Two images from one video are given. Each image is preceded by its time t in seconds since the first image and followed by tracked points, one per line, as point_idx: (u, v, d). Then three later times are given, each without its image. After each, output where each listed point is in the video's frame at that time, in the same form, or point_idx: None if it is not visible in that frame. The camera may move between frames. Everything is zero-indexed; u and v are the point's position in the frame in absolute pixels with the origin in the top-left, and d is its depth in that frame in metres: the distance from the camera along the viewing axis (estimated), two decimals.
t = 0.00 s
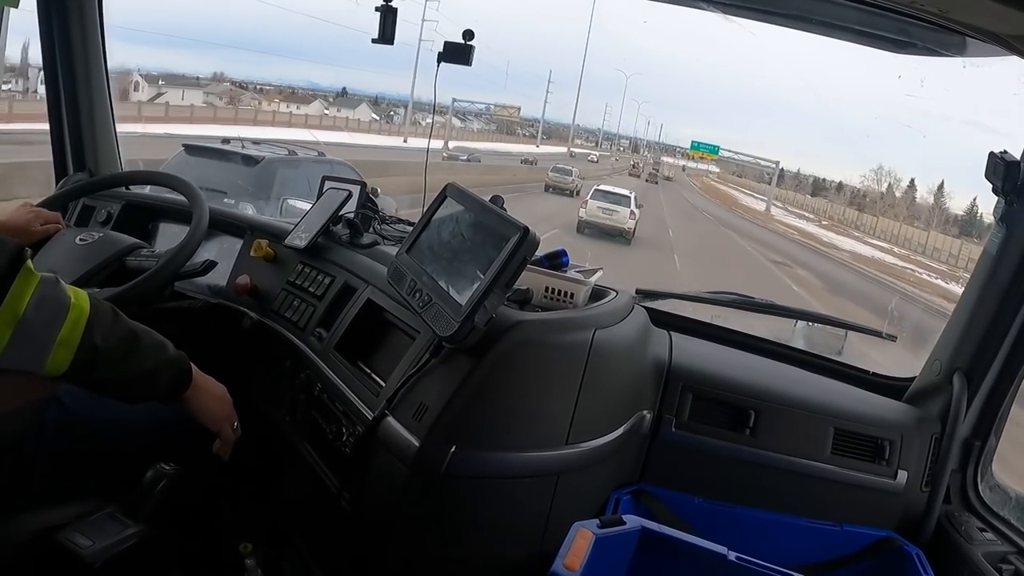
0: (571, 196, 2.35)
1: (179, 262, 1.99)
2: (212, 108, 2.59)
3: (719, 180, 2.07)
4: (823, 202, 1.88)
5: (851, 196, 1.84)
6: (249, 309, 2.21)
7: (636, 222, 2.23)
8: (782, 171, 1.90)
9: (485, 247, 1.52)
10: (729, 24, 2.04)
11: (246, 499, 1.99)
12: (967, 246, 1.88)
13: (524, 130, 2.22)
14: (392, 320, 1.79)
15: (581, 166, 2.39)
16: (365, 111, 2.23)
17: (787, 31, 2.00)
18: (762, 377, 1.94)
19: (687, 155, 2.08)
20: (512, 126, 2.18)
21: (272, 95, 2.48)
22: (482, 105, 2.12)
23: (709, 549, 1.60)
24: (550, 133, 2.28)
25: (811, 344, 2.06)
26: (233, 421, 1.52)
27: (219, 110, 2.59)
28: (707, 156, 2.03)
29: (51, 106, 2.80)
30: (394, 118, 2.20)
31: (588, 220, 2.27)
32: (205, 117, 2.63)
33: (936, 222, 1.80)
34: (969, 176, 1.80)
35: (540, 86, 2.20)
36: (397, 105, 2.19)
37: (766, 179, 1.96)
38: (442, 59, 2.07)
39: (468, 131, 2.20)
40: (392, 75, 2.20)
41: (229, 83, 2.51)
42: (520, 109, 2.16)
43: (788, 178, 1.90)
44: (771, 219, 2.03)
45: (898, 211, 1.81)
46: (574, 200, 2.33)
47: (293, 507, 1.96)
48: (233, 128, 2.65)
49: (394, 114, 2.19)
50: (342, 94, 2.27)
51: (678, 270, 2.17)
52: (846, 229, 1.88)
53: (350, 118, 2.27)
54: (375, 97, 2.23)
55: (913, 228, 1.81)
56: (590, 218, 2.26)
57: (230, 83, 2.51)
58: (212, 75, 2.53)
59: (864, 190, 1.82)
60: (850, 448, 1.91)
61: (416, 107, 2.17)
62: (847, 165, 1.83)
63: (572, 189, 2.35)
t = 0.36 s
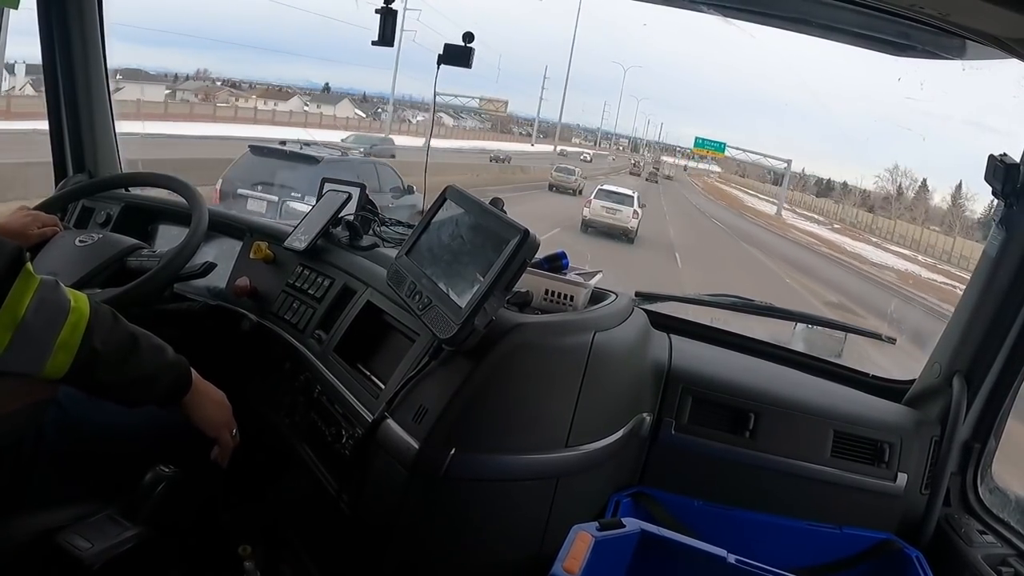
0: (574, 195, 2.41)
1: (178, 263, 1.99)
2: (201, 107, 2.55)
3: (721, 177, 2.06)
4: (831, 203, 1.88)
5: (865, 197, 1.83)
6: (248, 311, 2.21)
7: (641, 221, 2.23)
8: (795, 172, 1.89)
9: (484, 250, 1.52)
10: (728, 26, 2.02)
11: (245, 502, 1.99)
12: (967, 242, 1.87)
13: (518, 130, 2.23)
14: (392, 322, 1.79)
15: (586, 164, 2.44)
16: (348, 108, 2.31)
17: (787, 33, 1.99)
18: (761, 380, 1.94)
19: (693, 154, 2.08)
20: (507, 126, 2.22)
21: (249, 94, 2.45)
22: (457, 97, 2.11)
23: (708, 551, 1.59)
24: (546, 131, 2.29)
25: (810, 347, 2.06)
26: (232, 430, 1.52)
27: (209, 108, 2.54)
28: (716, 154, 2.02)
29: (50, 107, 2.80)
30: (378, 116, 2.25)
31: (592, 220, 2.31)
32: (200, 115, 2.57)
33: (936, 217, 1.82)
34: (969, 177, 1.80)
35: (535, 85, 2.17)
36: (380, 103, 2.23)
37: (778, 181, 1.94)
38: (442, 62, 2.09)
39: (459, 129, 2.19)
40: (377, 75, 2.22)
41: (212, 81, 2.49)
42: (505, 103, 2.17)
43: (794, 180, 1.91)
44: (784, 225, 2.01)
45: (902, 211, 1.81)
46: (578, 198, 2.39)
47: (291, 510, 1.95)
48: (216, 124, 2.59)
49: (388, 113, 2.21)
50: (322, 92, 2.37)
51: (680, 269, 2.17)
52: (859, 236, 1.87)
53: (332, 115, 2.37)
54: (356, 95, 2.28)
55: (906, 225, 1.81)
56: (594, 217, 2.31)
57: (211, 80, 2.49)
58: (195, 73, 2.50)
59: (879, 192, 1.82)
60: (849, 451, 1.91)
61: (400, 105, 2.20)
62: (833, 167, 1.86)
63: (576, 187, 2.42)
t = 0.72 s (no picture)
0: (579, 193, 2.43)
1: (178, 262, 1.99)
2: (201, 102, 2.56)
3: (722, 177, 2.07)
4: (846, 205, 1.87)
5: (877, 199, 1.83)
6: (248, 310, 2.21)
7: (643, 221, 2.22)
8: (811, 172, 1.88)
9: (484, 248, 1.52)
10: (728, 25, 2.04)
11: (245, 501, 2.00)
12: (966, 242, 1.87)
13: (511, 128, 2.22)
14: (392, 320, 1.79)
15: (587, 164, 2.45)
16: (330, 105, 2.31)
17: (786, 33, 1.99)
18: (760, 379, 1.94)
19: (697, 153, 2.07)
20: (502, 123, 2.20)
21: (224, 88, 2.51)
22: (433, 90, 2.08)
23: (707, 550, 1.59)
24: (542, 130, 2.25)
25: (810, 346, 2.06)
26: (229, 423, 1.51)
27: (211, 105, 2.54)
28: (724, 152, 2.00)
29: (50, 105, 2.79)
30: (369, 112, 2.24)
31: (597, 219, 2.30)
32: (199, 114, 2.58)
33: (935, 216, 1.80)
34: (968, 177, 1.80)
35: (530, 84, 2.17)
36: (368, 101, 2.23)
37: (786, 181, 1.94)
38: (442, 59, 2.06)
39: (451, 127, 2.16)
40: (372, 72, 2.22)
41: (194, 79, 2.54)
42: (489, 95, 2.12)
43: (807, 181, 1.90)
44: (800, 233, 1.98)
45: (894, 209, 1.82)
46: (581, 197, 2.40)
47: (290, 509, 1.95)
48: (211, 122, 2.58)
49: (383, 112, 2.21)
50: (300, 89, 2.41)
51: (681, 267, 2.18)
52: (869, 238, 1.87)
53: (307, 111, 2.41)
54: (342, 92, 2.27)
55: (907, 225, 1.81)
56: (599, 216, 2.30)
57: (192, 78, 2.54)
58: (177, 71, 2.55)
59: (894, 194, 1.81)
60: (848, 449, 1.91)
61: (388, 102, 2.19)
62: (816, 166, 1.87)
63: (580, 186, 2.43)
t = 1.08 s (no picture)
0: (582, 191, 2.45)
1: (177, 263, 1.99)
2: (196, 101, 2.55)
3: (724, 177, 2.05)
4: (863, 209, 1.85)
5: (896, 204, 1.80)
6: (247, 311, 2.21)
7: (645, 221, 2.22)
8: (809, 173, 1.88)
9: (483, 249, 1.52)
10: (727, 26, 2.04)
11: (244, 502, 2.00)
12: (969, 239, 1.88)
13: (506, 126, 2.20)
14: (391, 321, 1.79)
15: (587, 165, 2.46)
16: (307, 104, 2.36)
17: (786, 34, 1.99)
18: (759, 380, 1.94)
19: (698, 152, 2.03)
20: (499, 122, 2.19)
21: (192, 84, 2.51)
22: (411, 81, 2.08)
23: (705, 551, 1.59)
24: (535, 128, 2.22)
25: (809, 347, 2.06)
26: (228, 423, 1.52)
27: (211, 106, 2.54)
28: (734, 150, 1.97)
29: (49, 105, 2.79)
30: (349, 111, 2.27)
31: (601, 218, 2.30)
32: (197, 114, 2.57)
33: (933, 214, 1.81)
34: (967, 178, 1.81)
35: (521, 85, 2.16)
36: (348, 100, 2.27)
37: (789, 182, 1.95)
38: (441, 61, 2.07)
39: (444, 126, 2.14)
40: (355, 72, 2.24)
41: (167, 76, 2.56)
42: (468, 87, 2.09)
43: (811, 181, 1.89)
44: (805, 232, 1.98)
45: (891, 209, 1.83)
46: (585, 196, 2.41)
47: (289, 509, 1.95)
48: (214, 121, 2.60)
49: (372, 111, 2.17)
50: (273, 85, 2.41)
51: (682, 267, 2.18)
52: (879, 241, 1.86)
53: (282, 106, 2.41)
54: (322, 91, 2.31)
55: (912, 224, 1.80)
56: (602, 216, 2.29)
57: (189, 77, 2.51)
58: (155, 69, 2.56)
59: (914, 195, 1.79)
60: (847, 451, 1.91)
61: (371, 100, 2.18)
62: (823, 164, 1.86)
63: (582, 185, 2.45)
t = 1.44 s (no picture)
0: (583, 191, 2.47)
1: (177, 262, 1.99)
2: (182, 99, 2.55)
3: (728, 177, 2.08)
4: (872, 210, 1.86)
5: (911, 204, 1.81)
6: (247, 310, 2.21)
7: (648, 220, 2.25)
8: (807, 172, 1.91)
9: (484, 248, 1.52)
10: (728, 25, 2.04)
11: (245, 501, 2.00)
12: (969, 237, 1.89)
13: (501, 124, 2.23)
14: (392, 320, 1.79)
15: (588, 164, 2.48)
16: (280, 99, 2.40)
17: (787, 33, 1.99)
18: (759, 379, 1.94)
19: (698, 153, 2.08)
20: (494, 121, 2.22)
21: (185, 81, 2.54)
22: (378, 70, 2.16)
23: (705, 549, 1.59)
24: (532, 126, 2.29)
25: (809, 347, 2.06)
26: (228, 423, 1.51)
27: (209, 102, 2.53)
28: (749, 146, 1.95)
29: (49, 104, 2.79)
30: (332, 108, 2.32)
31: (604, 218, 2.31)
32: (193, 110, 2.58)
33: (930, 212, 1.81)
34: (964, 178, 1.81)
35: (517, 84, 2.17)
36: (332, 98, 2.30)
37: (791, 182, 1.96)
38: (443, 59, 2.05)
39: (447, 124, 2.18)
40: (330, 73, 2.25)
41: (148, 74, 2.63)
42: (447, 76, 2.06)
43: (819, 182, 1.93)
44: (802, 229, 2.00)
45: (887, 204, 1.84)
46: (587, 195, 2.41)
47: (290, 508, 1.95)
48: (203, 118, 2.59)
49: (367, 110, 2.26)
50: (242, 81, 2.47)
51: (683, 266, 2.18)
52: (882, 237, 1.86)
53: (254, 102, 2.46)
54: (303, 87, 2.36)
55: (911, 224, 1.82)
56: (606, 216, 2.31)
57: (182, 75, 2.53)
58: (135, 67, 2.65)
59: (929, 197, 1.80)
60: (847, 450, 1.91)
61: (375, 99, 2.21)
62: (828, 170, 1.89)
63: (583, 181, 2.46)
